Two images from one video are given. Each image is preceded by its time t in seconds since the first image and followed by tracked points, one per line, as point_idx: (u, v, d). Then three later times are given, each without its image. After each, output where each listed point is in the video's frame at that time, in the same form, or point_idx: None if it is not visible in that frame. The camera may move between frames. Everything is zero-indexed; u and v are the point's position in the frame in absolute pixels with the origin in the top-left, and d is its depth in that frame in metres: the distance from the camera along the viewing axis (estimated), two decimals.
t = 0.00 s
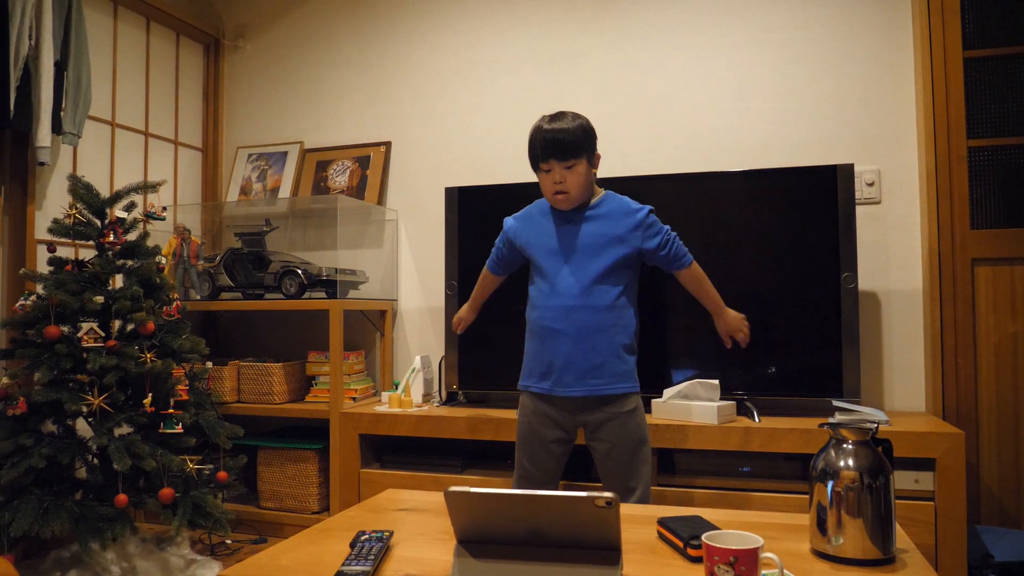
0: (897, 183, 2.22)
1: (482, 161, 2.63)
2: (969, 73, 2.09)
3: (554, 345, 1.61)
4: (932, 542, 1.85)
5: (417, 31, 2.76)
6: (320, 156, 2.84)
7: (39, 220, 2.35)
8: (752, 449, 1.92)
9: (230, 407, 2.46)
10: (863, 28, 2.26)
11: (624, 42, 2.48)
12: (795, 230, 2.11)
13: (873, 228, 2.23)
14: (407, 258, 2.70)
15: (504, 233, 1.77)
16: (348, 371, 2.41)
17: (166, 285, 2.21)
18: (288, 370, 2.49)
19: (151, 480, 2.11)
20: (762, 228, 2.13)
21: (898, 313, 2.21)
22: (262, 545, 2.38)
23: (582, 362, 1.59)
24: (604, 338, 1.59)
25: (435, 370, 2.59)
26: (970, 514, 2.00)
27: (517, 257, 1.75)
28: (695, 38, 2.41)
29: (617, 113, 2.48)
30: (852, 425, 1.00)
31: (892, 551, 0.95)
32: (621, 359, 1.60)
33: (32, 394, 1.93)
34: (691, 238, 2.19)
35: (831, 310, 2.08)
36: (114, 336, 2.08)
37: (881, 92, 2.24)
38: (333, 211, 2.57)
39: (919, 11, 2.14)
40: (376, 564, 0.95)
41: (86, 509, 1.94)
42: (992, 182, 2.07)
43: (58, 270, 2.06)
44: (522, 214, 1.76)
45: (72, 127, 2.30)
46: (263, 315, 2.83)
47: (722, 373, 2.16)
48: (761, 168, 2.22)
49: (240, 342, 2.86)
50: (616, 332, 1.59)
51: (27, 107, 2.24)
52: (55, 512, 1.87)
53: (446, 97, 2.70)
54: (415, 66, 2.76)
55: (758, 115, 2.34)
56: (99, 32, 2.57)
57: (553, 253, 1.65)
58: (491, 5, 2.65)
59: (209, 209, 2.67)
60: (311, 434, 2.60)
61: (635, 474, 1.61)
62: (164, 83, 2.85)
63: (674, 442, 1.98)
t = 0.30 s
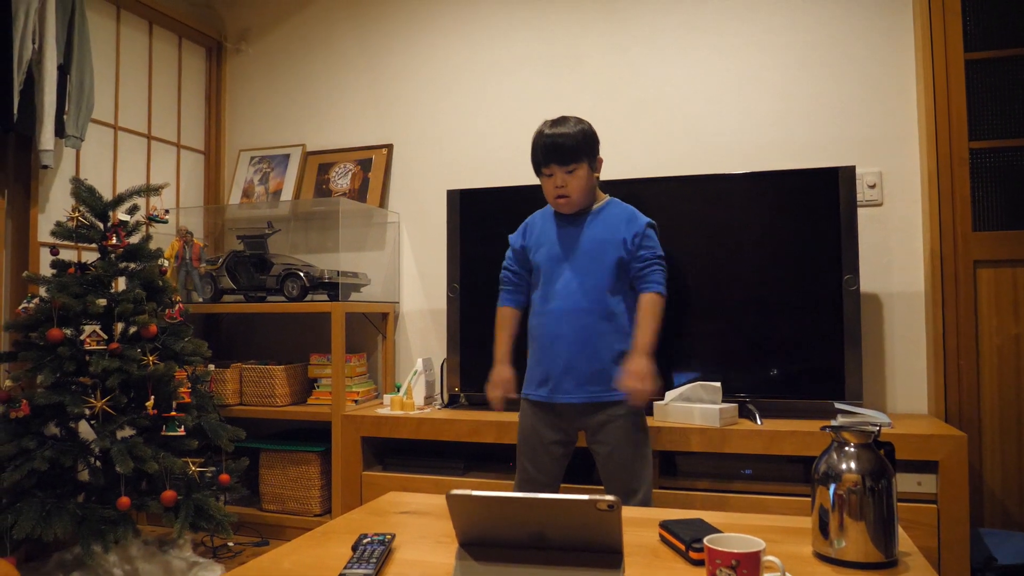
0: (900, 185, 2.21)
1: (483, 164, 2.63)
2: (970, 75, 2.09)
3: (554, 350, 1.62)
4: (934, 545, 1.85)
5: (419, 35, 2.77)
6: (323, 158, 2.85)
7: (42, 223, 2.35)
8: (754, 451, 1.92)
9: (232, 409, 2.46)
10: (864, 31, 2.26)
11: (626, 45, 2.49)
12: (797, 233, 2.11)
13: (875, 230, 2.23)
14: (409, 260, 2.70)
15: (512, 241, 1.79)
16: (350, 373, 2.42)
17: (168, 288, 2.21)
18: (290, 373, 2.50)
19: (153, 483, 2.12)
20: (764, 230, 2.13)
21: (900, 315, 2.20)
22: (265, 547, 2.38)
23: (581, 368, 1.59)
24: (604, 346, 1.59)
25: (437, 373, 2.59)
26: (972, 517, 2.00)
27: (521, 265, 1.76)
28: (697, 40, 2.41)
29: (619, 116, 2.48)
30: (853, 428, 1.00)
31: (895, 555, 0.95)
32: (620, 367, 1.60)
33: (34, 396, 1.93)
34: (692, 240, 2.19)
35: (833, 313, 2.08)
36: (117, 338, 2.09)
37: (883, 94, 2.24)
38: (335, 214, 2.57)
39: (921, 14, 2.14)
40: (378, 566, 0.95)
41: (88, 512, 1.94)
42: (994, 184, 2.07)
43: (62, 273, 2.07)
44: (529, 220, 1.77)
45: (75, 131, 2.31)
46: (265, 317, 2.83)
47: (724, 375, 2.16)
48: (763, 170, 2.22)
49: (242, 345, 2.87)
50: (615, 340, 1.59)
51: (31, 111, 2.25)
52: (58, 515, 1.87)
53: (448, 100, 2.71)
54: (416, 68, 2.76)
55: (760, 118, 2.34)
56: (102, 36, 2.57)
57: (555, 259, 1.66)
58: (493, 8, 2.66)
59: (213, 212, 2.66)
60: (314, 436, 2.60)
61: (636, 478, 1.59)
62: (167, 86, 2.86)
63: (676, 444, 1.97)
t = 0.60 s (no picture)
0: (902, 187, 2.21)
1: (486, 167, 2.64)
2: (973, 78, 2.09)
3: (557, 353, 1.63)
4: (939, 549, 1.84)
5: (421, 38, 2.77)
6: (326, 162, 2.85)
7: (47, 226, 2.36)
8: (757, 454, 1.92)
9: (235, 413, 2.47)
10: (866, 33, 2.26)
11: (628, 48, 2.49)
12: (799, 235, 2.11)
13: (878, 233, 2.23)
14: (411, 263, 2.71)
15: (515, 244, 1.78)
16: (352, 377, 2.42)
17: (171, 292, 2.22)
18: (293, 376, 2.50)
19: (156, 486, 2.12)
20: (767, 232, 2.13)
21: (904, 317, 2.20)
22: (267, 550, 2.39)
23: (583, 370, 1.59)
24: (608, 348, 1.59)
25: (440, 376, 2.59)
26: (976, 520, 1.99)
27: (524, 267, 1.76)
28: (699, 43, 2.42)
29: (621, 119, 2.48)
30: (856, 431, 1.00)
31: (898, 559, 0.95)
32: (626, 368, 1.60)
33: (39, 400, 1.94)
34: (695, 243, 2.19)
35: (836, 315, 2.08)
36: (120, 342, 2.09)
37: (885, 97, 2.24)
38: (338, 217, 2.58)
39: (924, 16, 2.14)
40: (381, 570, 0.95)
41: (92, 515, 1.94)
42: (997, 187, 2.06)
43: (65, 277, 2.08)
44: (534, 223, 1.78)
45: (79, 135, 2.32)
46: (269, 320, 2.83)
47: (727, 378, 2.15)
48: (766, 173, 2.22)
49: (245, 348, 2.87)
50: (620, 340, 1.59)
51: (35, 115, 2.26)
52: (62, 518, 1.87)
53: (450, 103, 2.71)
54: (419, 72, 2.77)
55: (762, 120, 2.34)
56: (105, 41, 2.58)
57: (557, 262, 1.66)
58: (495, 12, 2.66)
59: (215, 216, 2.66)
60: (316, 440, 2.60)
61: (639, 479, 1.60)
62: (170, 89, 2.87)
63: (679, 447, 1.97)
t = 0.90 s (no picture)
0: (904, 186, 2.22)
1: (487, 167, 2.64)
2: (975, 77, 2.09)
3: (565, 354, 1.63)
4: (940, 548, 1.84)
5: (422, 38, 2.77)
6: (327, 162, 2.86)
7: (48, 227, 2.36)
8: (758, 453, 1.92)
9: (236, 413, 2.47)
10: (867, 33, 2.26)
11: (629, 48, 2.49)
12: (800, 235, 2.11)
13: (879, 232, 2.23)
14: (412, 263, 2.71)
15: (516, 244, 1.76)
16: (354, 377, 2.42)
17: (173, 292, 2.22)
18: (295, 376, 2.50)
19: (158, 486, 2.12)
20: (768, 232, 2.13)
21: (905, 317, 2.20)
22: (269, 550, 2.39)
23: (592, 373, 1.60)
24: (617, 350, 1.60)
25: (442, 375, 2.59)
26: (978, 519, 1.99)
27: (527, 267, 1.75)
28: (700, 43, 2.42)
29: (623, 119, 2.49)
30: (858, 429, 1.00)
31: (901, 557, 0.95)
32: (631, 370, 1.61)
33: (40, 400, 1.94)
34: (697, 242, 2.19)
35: (838, 314, 2.08)
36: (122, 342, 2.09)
37: (887, 96, 2.24)
38: (339, 217, 2.58)
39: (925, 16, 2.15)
40: (383, 568, 0.95)
41: (93, 515, 1.95)
42: (999, 186, 2.07)
43: (67, 277, 2.09)
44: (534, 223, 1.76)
45: (80, 135, 2.32)
46: (271, 320, 2.83)
47: (729, 377, 2.15)
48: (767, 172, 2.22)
49: (246, 348, 2.88)
50: (626, 343, 1.60)
51: (36, 116, 2.26)
52: (64, 518, 1.87)
53: (452, 103, 2.71)
54: (420, 72, 2.77)
55: (763, 120, 2.34)
56: (105, 41, 2.58)
57: (562, 264, 1.66)
58: (496, 12, 2.67)
59: (216, 216, 2.66)
60: (318, 440, 2.60)
61: (643, 479, 1.61)
62: (171, 89, 2.87)
63: (680, 446, 1.97)
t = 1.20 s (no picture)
0: (907, 186, 2.21)
1: (490, 166, 2.64)
2: (978, 76, 2.09)
3: (577, 354, 1.62)
4: (944, 547, 1.84)
5: (425, 37, 2.78)
6: (329, 161, 2.86)
7: (52, 226, 2.37)
8: (761, 452, 1.92)
9: (239, 411, 2.47)
10: (871, 32, 2.26)
11: (632, 47, 2.49)
12: (803, 234, 2.11)
13: (882, 231, 2.23)
14: (415, 262, 2.71)
15: (527, 245, 1.76)
16: (357, 375, 2.42)
17: (176, 291, 2.22)
18: (298, 375, 2.51)
19: (162, 485, 2.13)
20: (771, 231, 2.13)
21: (908, 316, 2.20)
22: (272, 549, 2.39)
23: (604, 372, 1.60)
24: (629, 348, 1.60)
25: (444, 374, 2.59)
26: (981, 519, 1.99)
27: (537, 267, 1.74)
28: (703, 42, 2.42)
29: (625, 118, 2.48)
30: (862, 429, 1.00)
31: (905, 557, 0.94)
32: (643, 368, 1.61)
33: (44, 399, 1.95)
34: (699, 242, 2.19)
35: (841, 314, 2.07)
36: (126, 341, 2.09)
37: (890, 95, 2.23)
38: (342, 216, 2.58)
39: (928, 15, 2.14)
40: (387, 567, 0.95)
41: (97, 513, 1.95)
42: (1002, 185, 2.06)
43: (71, 276, 2.08)
44: (543, 223, 1.76)
45: (84, 135, 2.33)
46: (274, 319, 2.84)
47: (731, 377, 2.15)
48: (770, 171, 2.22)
49: (249, 347, 2.88)
50: (638, 341, 1.60)
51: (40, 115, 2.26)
52: (68, 516, 1.88)
53: (454, 102, 2.71)
54: (423, 71, 2.77)
55: (766, 119, 2.34)
56: (109, 41, 2.59)
57: (573, 264, 1.65)
58: (498, 11, 2.67)
59: (219, 215, 2.66)
60: (321, 438, 2.60)
61: (653, 478, 1.61)
62: (174, 89, 2.88)
63: (683, 446, 1.97)
